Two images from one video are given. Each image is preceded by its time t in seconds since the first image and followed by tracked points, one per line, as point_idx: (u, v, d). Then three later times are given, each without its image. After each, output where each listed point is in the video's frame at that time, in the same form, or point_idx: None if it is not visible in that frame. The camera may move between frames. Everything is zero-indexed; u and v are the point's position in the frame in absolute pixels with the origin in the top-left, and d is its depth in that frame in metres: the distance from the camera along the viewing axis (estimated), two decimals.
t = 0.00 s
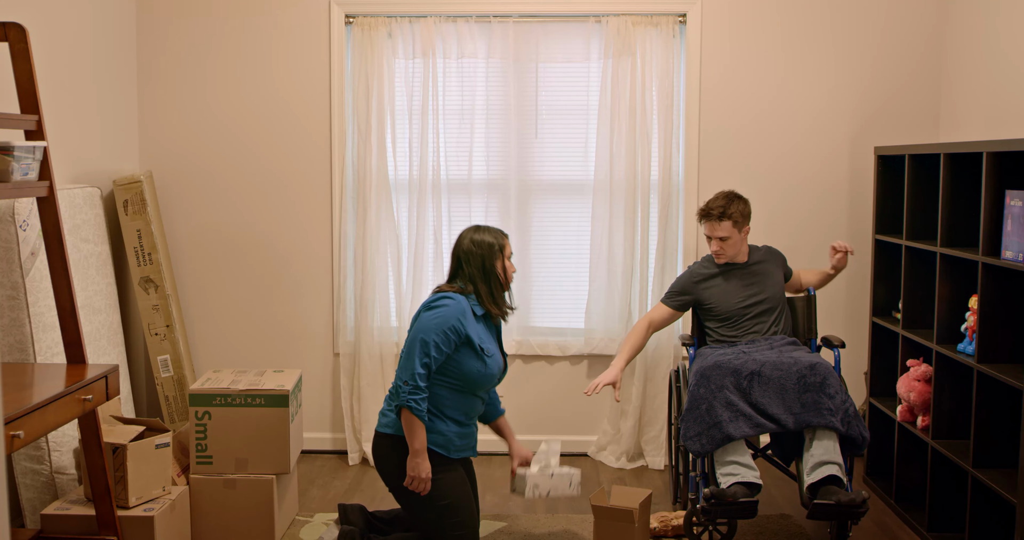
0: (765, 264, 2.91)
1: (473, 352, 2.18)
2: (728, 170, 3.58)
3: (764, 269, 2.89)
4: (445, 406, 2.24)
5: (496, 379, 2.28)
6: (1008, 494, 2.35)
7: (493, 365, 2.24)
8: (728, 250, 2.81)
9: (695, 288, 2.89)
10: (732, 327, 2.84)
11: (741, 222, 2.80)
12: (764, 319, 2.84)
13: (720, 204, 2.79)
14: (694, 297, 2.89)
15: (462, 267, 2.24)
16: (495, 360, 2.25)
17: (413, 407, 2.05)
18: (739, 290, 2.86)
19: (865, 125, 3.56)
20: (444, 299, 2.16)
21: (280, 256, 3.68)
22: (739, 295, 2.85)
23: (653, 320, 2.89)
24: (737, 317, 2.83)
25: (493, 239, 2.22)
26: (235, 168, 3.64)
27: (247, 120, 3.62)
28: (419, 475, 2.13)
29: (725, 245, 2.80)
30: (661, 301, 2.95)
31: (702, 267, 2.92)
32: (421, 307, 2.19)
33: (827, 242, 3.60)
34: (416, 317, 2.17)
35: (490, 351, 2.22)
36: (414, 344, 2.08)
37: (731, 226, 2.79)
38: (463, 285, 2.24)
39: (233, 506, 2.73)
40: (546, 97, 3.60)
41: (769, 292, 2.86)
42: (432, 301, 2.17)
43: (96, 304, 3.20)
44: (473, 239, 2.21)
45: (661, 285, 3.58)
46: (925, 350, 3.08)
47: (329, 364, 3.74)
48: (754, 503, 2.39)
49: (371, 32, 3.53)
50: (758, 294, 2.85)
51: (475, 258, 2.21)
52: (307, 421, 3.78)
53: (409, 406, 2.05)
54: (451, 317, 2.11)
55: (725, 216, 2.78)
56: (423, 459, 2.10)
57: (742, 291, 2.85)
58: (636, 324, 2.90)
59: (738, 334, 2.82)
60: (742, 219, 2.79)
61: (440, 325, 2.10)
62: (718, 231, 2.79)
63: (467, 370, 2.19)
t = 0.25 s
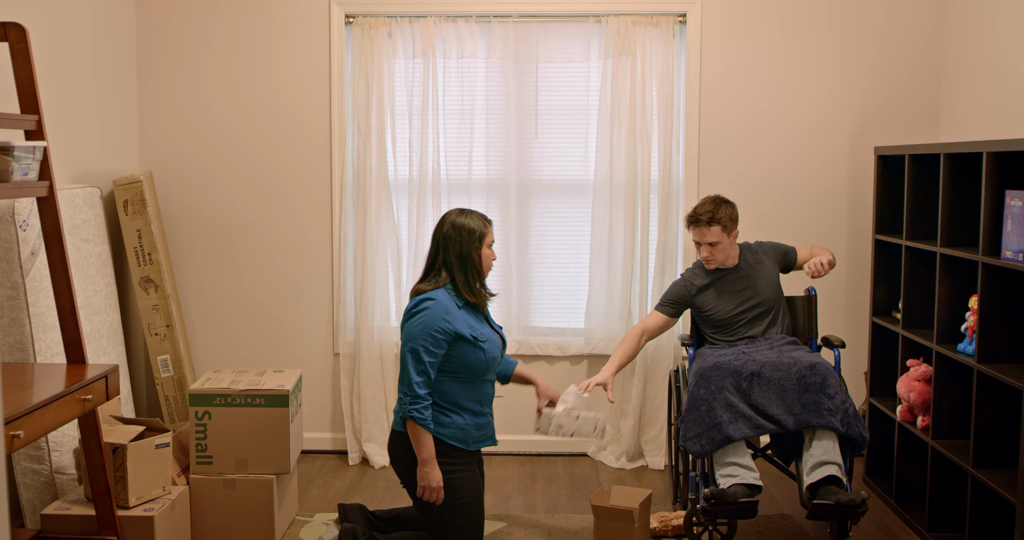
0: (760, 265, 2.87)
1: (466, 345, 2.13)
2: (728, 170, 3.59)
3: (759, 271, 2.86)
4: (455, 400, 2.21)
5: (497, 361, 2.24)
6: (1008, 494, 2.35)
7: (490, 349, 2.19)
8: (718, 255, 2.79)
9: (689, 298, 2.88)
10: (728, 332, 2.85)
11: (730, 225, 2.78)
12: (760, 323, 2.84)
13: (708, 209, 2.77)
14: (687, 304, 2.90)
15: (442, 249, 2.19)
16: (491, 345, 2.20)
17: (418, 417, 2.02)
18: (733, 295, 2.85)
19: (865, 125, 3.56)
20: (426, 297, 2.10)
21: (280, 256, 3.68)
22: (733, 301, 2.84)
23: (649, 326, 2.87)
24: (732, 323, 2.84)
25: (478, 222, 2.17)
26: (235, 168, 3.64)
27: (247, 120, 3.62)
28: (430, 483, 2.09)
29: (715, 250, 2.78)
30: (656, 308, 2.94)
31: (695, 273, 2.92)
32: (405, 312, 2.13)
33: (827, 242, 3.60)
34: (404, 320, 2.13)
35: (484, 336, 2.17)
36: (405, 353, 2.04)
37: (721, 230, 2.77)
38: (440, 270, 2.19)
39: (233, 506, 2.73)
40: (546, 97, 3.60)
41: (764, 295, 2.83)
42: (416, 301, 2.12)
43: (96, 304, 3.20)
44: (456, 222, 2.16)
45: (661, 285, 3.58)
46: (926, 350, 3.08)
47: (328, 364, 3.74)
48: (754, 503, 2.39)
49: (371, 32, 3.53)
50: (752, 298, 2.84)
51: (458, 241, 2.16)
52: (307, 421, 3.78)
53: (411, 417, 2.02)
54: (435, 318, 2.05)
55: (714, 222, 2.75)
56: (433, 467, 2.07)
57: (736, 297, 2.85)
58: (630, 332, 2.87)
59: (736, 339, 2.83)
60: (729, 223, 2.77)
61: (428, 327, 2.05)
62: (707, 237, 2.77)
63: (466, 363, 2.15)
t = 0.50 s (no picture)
0: (758, 268, 2.87)
1: (461, 345, 2.12)
2: (728, 170, 3.58)
3: (757, 274, 2.86)
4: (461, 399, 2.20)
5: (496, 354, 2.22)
6: (1008, 494, 2.35)
7: (486, 344, 2.18)
8: (733, 247, 2.80)
9: (685, 301, 2.90)
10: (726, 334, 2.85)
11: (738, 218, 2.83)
12: (758, 326, 2.83)
13: (718, 202, 2.78)
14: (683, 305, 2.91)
15: (428, 249, 2.17)
16: (488, 340, 2.18)
17: (420, 425, 2.01)
18: (730, 298, 2.85)
19: (865, 125, 3.56)
20: (414, 303, 2.08)
21: (280, 256, 3.68)
22: (730, 304, 2.84)
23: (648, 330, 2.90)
24: (729, 325, 2.83)
25: (469, 221, 2.15)
26: (235, 168, 3.64)
27: (247, 120, 3.62)
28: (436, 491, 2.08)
29: (731, 243, 2.79)
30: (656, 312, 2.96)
31: (691, 275, 2.93)
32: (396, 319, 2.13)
33: (827, 242, 3.60)
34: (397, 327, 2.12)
35: (478, 333, 2.15)
36: (400, 363, 2.04)
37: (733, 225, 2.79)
38: (424, 271, 2.18)
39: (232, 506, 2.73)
40: (546, 97, 3.60)
41: (761, 298, 2.83)
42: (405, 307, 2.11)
43: (96, 304, 3.20)
44: (444, 222, 2.13)
45: (661, 285, 3.58)
46: (926, 350, 3.08)
47: (328, 364, 3.74)
48: (753, 504, 2.39)
49: (371, 32, 3.53)
50: (749, 301, 2.83)
51: (445, 242, 2.13)
52: (307, 421, 3.78)
53: (414, 426, 2.01)
54: (424, 323, 2.04)
55: (730, 212, 2.77)
56: (439, 473, 2.05)
57: (732, 300, 2.84)
58: (630, 337, 2.90)
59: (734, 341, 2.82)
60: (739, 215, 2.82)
61: (419, 333, 2.04)
62: (724, 229, 2.77)
63: (463, 362, 2.14)
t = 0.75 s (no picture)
0: (761, 271, 2.89)
1: (456, 345, 2.12)
2: (728, 170, 3.58)
3: (760, 276, 2.88)
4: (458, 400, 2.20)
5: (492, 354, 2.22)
6: (1008, 494, 2.35)
7: (482, 343, 2.17)
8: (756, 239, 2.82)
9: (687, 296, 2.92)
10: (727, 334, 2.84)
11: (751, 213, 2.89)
12: (760, 328, 2.82)
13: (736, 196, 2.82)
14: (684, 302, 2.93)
15: (423, 250, 2.17)
16: (484, 340, 2.17)
17: (414, 427, 2.00)
18: (733, 297, 2.85)
19: (865, 125, 3.56)
20: (408, 305, 2.09)
21: (280, 256, 3.68)
22: (732, 303, 2.84)
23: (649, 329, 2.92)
24: (730, 325, 2.84)
25: (466, 222, 2.15)
26: (235, 168, 3.65)
27: (247, 120, 3.62)
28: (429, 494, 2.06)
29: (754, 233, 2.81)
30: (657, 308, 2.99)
31: (694, 273, 2.95)
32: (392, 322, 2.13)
33: (826, 242, 3.60)
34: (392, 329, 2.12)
35: (473, 333, 2.15)
36: (394, 365, 2.04)
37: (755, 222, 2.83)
38: (418, 272, 2.18)
39: (232, 506, 2.73)
40: (545, 97, 3.60)
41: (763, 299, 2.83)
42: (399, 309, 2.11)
43: (96, 304, 3.20)
44: (439, 222, 2.13)
45: (661, 285, 3.58)
46: (926, 350, 3.08)
47: (328, 364, 3.74)
48: (752, 504, 2.39)
49: (371, 32, 3.53)
50: (752, 302, 2.83)
51: (439, 243, 2.13)
52: (308, 421, 3.78)
53: (407, 428, 2.00)
54: (417, 325, 2.04)
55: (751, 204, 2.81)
56: (431, 476, 2.04)
57: (736, 299, 2.84)
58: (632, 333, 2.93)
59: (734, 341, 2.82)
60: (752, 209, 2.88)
61: (412, 335, 2.03)
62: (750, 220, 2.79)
63: (458, 363, 2.14)
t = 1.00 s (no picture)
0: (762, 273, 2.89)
1: (453, 345, 2.11)
2: (728, 170, 3.59)
3: (760, 277, 2.88)
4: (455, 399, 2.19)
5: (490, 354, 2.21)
6: (1009, 494, 2.35)
7: (480, 343, 2.17)
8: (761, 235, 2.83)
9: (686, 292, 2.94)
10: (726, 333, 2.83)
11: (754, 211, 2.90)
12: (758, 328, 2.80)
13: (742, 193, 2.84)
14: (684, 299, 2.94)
15: (419, 251, 2.17)
16: (482, 340, 2.17)
17: (410, 427, 2.00)
18: (732, 296, 2.84)
19: (865, 125, 3.56)
20: (405, 305, 2.09)
21: (280, 256, 3.68)
22: (731, 302, 2.84)
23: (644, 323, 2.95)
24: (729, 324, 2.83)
25: (463, 222, 2.15)
26: (235, 168, 3.65)
27: (246, 120, 3.62)
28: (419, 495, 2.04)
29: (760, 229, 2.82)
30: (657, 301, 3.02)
31: (696, 270, 2.96)
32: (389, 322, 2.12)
33: (827, 242, 3.60)
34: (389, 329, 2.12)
35: (471, 333, 2.14)
36: (391, 365, 2.04)
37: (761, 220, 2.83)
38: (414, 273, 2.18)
39: (232, 506, 2.73)
40: (546, 97, 3.60)
41: (762, 299, 2.82)
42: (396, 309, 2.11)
43: (96, 304, 3.20)
44: (437, 223, 2.13)
45: (661, 285, 3.58)
46: (926, 350, 3.08)
47: (328, 364, 3.74)
48: (753, 504, 2.39)
49: (371, 32, 3.53)
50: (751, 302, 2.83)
51: (436, 243, 2.13)
52: (307, 421, 3.78)
53: (402, 429, 2.00)
54: (413, 324, 2.04)
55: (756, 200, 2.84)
56: (422, 478, 2.03)
57: (734, 299, 2.84)
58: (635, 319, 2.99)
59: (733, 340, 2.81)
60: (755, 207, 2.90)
61: (409, 335, 2.03)
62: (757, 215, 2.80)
63: (456, 363, 2.13)
